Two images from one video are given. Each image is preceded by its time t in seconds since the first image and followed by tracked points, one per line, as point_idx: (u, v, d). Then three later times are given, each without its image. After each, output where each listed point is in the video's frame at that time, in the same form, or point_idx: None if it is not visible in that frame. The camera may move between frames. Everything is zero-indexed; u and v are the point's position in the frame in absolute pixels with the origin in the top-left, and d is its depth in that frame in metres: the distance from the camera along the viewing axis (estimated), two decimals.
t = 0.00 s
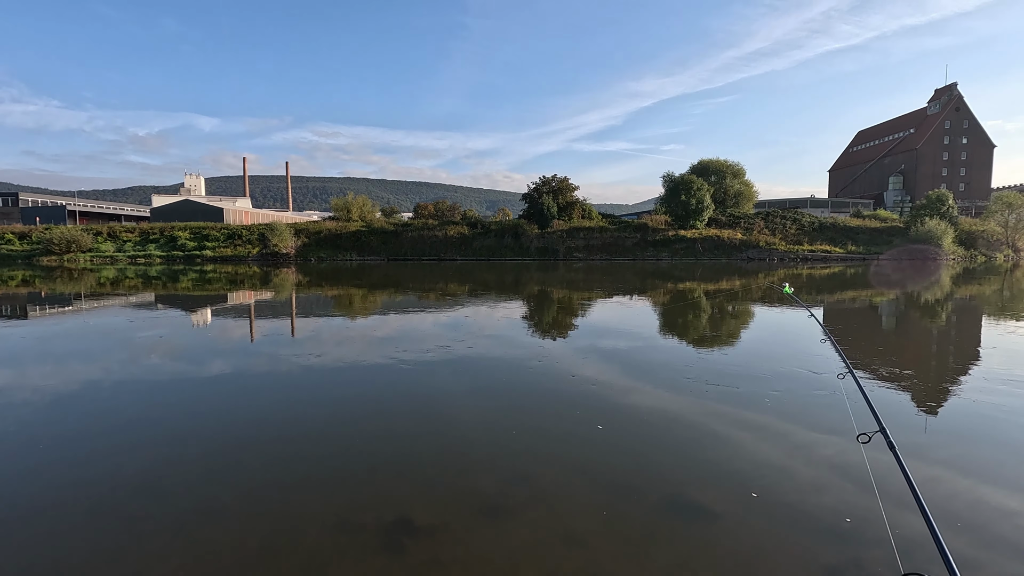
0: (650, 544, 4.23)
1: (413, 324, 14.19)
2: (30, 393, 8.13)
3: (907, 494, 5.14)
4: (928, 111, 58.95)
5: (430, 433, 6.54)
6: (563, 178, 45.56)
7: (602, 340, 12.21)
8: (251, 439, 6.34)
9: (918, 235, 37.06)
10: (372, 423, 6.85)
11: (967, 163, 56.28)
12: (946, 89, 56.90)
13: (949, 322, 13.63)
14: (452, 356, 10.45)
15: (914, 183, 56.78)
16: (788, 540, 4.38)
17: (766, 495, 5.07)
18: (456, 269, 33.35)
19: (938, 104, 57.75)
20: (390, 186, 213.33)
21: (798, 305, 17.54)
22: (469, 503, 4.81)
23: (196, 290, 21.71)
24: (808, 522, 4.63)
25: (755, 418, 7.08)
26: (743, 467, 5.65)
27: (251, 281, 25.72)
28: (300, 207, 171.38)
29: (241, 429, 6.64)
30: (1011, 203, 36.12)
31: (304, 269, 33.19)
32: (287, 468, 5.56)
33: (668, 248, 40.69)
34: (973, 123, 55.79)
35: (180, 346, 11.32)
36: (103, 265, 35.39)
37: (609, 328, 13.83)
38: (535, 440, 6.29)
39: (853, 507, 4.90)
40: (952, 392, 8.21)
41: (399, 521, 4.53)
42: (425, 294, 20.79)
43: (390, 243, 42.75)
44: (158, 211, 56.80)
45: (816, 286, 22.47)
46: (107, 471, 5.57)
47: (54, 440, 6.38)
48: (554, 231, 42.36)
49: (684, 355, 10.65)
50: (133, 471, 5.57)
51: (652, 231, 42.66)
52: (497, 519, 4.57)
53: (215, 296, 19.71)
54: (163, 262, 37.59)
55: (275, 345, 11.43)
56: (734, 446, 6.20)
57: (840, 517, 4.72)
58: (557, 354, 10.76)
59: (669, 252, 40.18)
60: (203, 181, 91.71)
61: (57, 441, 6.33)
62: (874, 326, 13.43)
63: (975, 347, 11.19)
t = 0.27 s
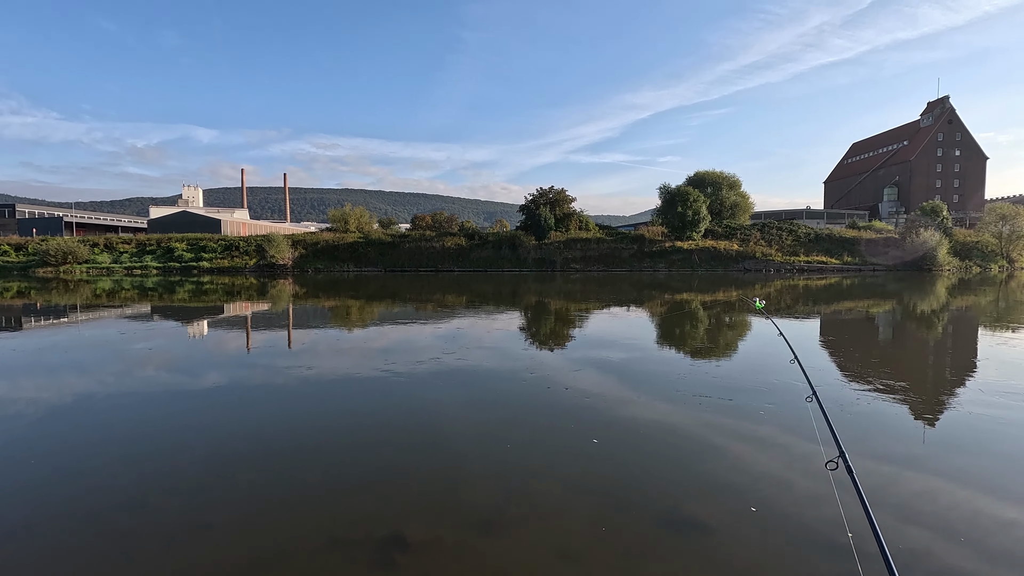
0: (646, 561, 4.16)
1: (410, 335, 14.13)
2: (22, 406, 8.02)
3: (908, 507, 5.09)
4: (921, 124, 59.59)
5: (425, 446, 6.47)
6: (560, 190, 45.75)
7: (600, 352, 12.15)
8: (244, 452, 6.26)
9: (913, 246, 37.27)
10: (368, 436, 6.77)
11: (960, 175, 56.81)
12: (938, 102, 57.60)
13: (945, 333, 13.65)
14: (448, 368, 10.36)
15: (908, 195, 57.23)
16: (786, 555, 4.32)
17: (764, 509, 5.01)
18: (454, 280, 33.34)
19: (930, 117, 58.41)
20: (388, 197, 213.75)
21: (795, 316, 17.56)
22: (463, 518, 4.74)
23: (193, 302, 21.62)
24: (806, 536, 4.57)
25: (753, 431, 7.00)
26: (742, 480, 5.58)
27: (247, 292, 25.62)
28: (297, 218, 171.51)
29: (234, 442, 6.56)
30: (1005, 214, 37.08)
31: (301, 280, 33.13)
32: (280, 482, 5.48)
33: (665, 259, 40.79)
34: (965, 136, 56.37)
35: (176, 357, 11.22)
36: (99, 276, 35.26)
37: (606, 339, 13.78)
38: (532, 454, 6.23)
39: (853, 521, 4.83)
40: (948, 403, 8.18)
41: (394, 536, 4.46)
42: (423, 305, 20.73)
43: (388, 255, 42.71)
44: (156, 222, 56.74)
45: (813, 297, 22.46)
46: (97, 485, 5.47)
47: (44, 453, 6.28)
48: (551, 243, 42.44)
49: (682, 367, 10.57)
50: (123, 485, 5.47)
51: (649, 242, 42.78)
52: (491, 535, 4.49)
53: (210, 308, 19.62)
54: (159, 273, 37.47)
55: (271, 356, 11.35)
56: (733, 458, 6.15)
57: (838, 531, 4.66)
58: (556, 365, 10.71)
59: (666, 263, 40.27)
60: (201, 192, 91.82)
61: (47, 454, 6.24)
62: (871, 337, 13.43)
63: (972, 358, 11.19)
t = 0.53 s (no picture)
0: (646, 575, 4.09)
1: (410, 344, 14.11)
2: (20, 415, 7.99)
3: (909, 516, 5.06)
4: (919, 133, 59.88)
5: (424, 454, 6.46)
6: (560, 199, 45.89)
7: (600, 360, 12.10)
8: (243, 460, 6.25)
9: (913, 254, 37.30)
10: (367, 444, 6.76)
11: (959, 184, 56.99)
12: (936, 111, 57.91)
13: (945, 341, 13.61)
14: (445, 377, 10.33)
15: (907, 203, 57.38)
16: (787, 566, 4.28)
17: (765, 520, 4.95)
18: (454, 289, 33.36)
19: (928, 126, 58.69)
20: (388, 206, 214.44)
21: (795, 325, 17.55)
22: (460, 531, 4.71)
23: (193, 310, 21.60)
24: (806, 548, 4.52)
25: (753, 442, 6.91)
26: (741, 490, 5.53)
27: (248, 301, 25.62)
28: (298, 227, 171.91)
29: (234, 450, 6.54)
30: (1004, 223, 37.35)
31: (301, 289, 33.14)
32: (279, 491, 5.46)
33: (666, 267, 40.83)
34: (963, 145, 56.61)
35: (176, 366, 11.21)
36: (100, 285, 35.31)
37: (606, 348, 13.76)
38: (532, 464, 6.15)
39: (853, 531, 4.81)
40: (948, 412, 8.18)
41: (392, 548, 4.43)
42: (423, 314, 20.71)
43: (388, 263, 42.77)
44: (157, 231, 56.87)
45: (813, 305, 22.47)
46: (95, 493, 5.46)
47: (43, 461, 6.27)
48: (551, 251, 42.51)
49: (680, 376, 10.53)
50: (122, 493, 5.45)
51: (649, 251, 42.83)
52: (489, 549, 4.45)
53: (210, 316, 19.62)
54: (160, 282, 37.48)
55: (271, 365, 11.33)
56: (733, 467, 6.13)
57: (841, 544, 4.59)
58: (557, 374, 10.70)
59: (666, 271, 40.30)
60: (202, 202, 92.14)
61: (44, 463, 6.20)
62: (871, 345, 13.41)
63: (972, 366, 11.17)
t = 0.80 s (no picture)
0: None
1: (410, 352, 14.08)
2: (21, 423, 7.99)
3: (914, 526, 5.02)
4: (918, 141, 60.15)
5: (425, 463, 6.43)
6: (560, 207, 46.01)
7: (600, 368, 12.08)
8: (243, 469, 6.22)
9: (913, 262, 37.33)
10: (367, 453, 6.73)
11: (958, 191, 57.16)
12: (935, 119, 58.20)
13: (947, 349, 13.59)
14: (445, 385, 10.30)
15: (906, 211, 57.51)
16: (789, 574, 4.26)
17: (767, 528, 4.93)
18: (454, 297, 33.38)
19: (927, 134, 58.96)
20: (389, 214, 214.94)
21: (795, 332, 17.50)
22: (463, 540, 4.68)
23: (194, 318, 21.62)
24: (810, 557, 4.50)
25: (755, 449, 6.88)
26: (742, 498, 5.52)
27: (249, 309, 25.61)
28: (298, 235, 172.19)
29: (235, 459, 6.51)
30: (1003, 230, 37.48)
31: (302, 297, 33.18)
32: (278, 499, 5.42)
33: (666, 275, 40.87)
34: (962, 153, 56.83)
35: (175, 374, 11.18)
36: (100, 293, 35.35)
37: (607, 356, 13.72)
38: (534, 473, 6.11)
39: (857, 540, 4.77)
40: (949, 420, 8.15)
41: (394, 557, 4.41)
42: (423, 322, 20.71)
43: (388, 271, 42.79)
44: (158, 239, 56.99)
45: (813, 313, 22.47)
46: (94, 502, 5.43)
47: (41, 470, 6.24)
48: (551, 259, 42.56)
49: (680, 384, 10.51)
50: (120, 502, 5.42)
51: (649, 258, 42.88)
52: (491, 557, 4.42)
53: (211, 324, 19.59)
54: (161, 290, 37.52)
55: (271, 373, 11.32)
56: (735, 475, 6.10)
57: (844, 552, 4.57)
58: (559, 381, 10.68)
59: (666, 279, 40.33)
60: (204, 210, 92.37)
61: (44, 471, 6.19)
62: (872, 353, 13.39)
63: (974, 374, 11.13)
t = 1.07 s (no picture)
0: None
1: (410, 358, 14.08)
2: (21, 431, 7.97)
3: (918, 535, 4.97)
4: (917, 148, 60.39)
5: (425, 471, 6.39)
6: (560, 213, 46.12)
7: (600, 375, 12.07)
8: (242, 476, 6.19)
9: (913, 268, 37.36)
10: (367, 459, 6.73)
11: (957, 198, 57.32)
12: (933, 126, 58.46)
13: (947, 355, 13.61)
14: (446, 392, 10.29)
15: (906, 217, 57.65)
16: None
17: (773, 536, 4.90)
18: (454, 303, 33.39)
19: (926, 141, 59.21)
20: (389, 220, 215.39)
21: (795, 338, 17.51)
22: (470, 547, 4.66)
23: (194, 325, 21.62)
24: (817, 565, 4.47)
25: (758, 457, 6.86)
26: (747, 506, 5.49)
27: (249, 316, 25.62)
28: (298, 241, 172.39)
29: (235, 466, 6.49)
30: (1003, 236, 37.60)
31: (303, 303, 33.19)
32: (277, 508, 5.38)
33: (666, 281, 40.89)
34: (961, 159, 57.04)
35: (175, 381, 11.15)
36: (100, 300, 35.36)
37: (607, 362, 13.69)
38: (539, 481, 6.08)
39: (858, 547, 4.74)
40: (951, 427, 8.13)
41: (400, 565, 4.39)
42: (423, 328, 20.72)
43: (389, 278, 42.83)
44: (159, 246, 57.08)
45: (814, 319, 22.44)
46: (92, 510, 5.39)
47: (38, 479, 6.19)
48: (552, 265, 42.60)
49: (680, 390, 10.49)
50: (118, 510, 5.38)
51: (649, 265, 42.92)
52: (498, 565, 4.39)
53: (211, 331, 19.60)
54: (161, 297, 37.54)
55: (272, 379, 11.31)
56: (736, 482, 6.08)
57: (850, 560, 4.55)
58: (559, 388, 10.66)
59: (667, 285, 40.33)
60: (204, 217, 92.57)
61: (46, 480, 6.16)
62: (873, 359, 13.38)
63: (975, 380, 11.11)
